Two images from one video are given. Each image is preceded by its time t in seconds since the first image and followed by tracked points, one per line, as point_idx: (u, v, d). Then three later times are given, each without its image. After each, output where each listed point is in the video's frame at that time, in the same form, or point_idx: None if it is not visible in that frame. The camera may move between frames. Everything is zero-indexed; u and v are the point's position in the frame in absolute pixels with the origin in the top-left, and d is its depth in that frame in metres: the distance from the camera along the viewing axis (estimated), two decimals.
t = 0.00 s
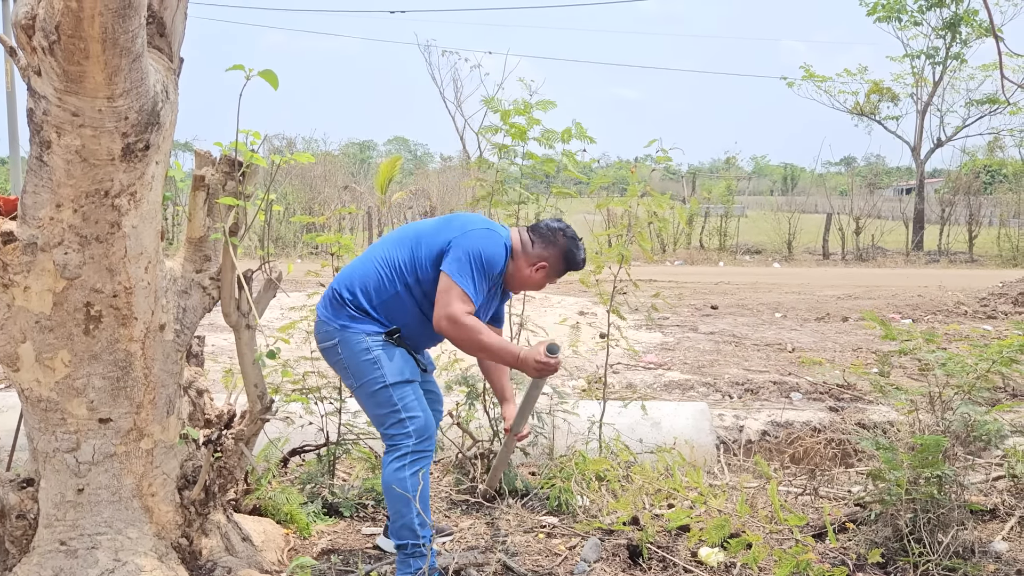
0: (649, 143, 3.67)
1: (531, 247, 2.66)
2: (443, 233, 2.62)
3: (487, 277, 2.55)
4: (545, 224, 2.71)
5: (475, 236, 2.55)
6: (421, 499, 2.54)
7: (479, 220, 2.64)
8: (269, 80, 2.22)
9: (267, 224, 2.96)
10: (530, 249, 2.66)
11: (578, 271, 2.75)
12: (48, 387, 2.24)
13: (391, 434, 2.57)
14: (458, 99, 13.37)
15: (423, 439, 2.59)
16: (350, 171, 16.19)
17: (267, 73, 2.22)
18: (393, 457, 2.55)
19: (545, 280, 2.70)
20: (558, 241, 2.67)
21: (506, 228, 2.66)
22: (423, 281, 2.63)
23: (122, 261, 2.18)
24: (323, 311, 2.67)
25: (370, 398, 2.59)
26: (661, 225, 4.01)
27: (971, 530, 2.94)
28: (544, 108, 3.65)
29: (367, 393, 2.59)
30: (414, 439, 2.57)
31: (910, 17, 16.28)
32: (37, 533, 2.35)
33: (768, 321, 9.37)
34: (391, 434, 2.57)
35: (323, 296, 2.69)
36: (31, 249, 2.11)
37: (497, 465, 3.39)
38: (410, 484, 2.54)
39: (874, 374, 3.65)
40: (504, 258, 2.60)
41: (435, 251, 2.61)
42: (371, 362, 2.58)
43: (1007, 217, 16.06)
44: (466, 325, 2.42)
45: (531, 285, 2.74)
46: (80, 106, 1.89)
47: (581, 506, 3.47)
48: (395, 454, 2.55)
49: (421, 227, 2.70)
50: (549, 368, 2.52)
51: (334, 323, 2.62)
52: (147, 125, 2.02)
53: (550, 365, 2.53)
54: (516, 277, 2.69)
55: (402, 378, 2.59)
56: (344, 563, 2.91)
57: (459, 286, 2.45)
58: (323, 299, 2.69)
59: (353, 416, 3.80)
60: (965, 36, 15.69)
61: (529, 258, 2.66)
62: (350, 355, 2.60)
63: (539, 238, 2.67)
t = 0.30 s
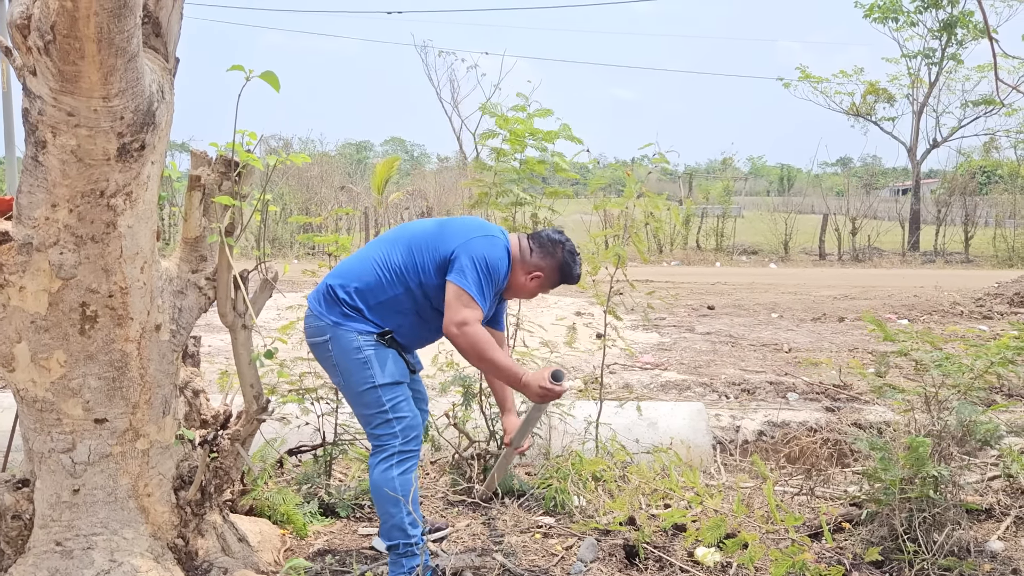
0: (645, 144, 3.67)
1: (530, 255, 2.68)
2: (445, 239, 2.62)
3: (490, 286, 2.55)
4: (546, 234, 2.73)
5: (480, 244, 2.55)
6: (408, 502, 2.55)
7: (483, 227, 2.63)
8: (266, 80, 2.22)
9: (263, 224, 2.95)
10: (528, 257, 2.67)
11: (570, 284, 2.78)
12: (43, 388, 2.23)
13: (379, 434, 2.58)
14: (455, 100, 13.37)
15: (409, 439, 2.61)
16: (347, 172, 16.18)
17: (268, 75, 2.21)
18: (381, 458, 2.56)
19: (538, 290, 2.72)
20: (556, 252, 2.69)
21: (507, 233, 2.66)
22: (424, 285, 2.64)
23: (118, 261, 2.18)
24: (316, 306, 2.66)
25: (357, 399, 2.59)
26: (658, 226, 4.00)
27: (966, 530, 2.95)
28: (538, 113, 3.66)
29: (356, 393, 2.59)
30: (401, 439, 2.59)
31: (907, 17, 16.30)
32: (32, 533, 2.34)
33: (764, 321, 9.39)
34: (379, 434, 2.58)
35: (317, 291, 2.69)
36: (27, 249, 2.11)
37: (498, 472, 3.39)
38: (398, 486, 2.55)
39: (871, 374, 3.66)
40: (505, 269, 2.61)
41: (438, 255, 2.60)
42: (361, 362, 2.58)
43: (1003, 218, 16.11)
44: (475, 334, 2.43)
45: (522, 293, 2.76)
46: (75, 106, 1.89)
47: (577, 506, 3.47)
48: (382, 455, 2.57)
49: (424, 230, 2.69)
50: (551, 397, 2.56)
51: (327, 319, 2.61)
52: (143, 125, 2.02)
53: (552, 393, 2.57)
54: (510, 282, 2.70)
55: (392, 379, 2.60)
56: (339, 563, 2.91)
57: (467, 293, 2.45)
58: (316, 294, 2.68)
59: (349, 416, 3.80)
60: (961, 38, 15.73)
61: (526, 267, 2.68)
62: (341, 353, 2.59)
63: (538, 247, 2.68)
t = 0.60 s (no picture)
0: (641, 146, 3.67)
1: (535, 289, 2.69)
2: (460, 266, 2.61)
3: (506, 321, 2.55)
4: (554, 270, 2.73)
5: (499, 279, 2.54)
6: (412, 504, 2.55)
7: (505, 262, 2.62)
8: (264, 81, 2.22)
9: (258, 224, 2.95)
10: (532, 292, 2.69)
11: (571, 325, 2.78)
12: (38, 389, 2.22)
13: (384, 437, 2.57)
14: (451, 100, 13.37)
15: (418, 442, 2.60)
16: (342, 172, 16.16)
17: (260, 72, 2.21)
18: (388, 460, 2.56)
19: (538, 325, 2.73)
20: (561, 291, 2.69)
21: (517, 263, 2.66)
22: (431, 306, 2.63)
23: (113, 261, 2.17)
24: (314, 310, 2.66)
25: (359, 402, 2.59)
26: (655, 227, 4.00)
27: (961, 529, 2.96)
28: (526, 110, 3.65)
29: (357, 395, 2.58)
30: (408, 442, 2.57)
31: (901, 18, 16.36)
32: (27, 535, 2.34)
33: (760, 321, 9.40)
34: (384, 436, 2.57)
35: (317, 295, 2.69)
36: (22, 250, 2.10)
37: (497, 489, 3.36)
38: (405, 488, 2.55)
39: (866, 374, 3.66)
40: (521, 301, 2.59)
41: (452, 283, 2.59)
42: (361, 365, 2.57)
43: (998, 218, 16.16)
44: (501, 379, 2.42)
45: (523, 325, 2.77)
46: (70, 106, 1.89)
47: (573, 506, 3.47)
48: (388, 457, 2.57)
49: (438, 251, 2.68)
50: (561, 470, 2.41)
51: (322, 323, 2.62)
52: (138, 125, 2.01)
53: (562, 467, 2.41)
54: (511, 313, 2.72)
55: (393, 380, 2.58)
56: (335, 564, 2.91)
57: (491, 333, 2.45)
58: (316, 298, 2.68)
59: (345, 416, 3.80)
60: (956, 39, 15.79)
61: (528, 301, 2.69)
62: (338, 357, 2.59)
63: (544, 283, 2.69)
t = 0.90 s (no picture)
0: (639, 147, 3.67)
1: (523, 292, 2.70)
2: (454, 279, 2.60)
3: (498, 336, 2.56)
4: (541, 270, 2.74)
5: (493, 296, 2.54)
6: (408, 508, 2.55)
7: (498, 276, 2.61)
8: (259, 80, 2.21)
9: (253, 224, 2.94)
10: (521, 295, 2.70)
11: (565, 322, 2.78)
12: (31, 389, 2.21)
13: (381, 441, 2.57)
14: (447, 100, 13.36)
15: (414, 447, 2.60)
16: (337, 172, 16.13)
17: (256, 73, 2.21)
18: (386, 466, 2.55)
19: (530, 326, 2.74)
20: (549, 290, 2.69)
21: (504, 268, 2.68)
22: (424, 317, 2.64)
23: (107, 261, 2.16)
24: (303, 316, 2.65)
25: (354, 407, 2.58)
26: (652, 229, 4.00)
27: (956, 528, 2.97)
28: (535, 111, 3.68)
29: (352, 400, 2.57)
30: (405, 447, 2.57)
31: (896, 20, 16.42)
32: (21, 536, 2.32)
33: (755, 322, 9.42)
34: (381, 442, 2.57)
35: (305, 301, 2.67)
36: (15, 249, 2.09)
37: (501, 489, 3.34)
38: (401, 491, 2.54)
39: (861, 374, 3.66)
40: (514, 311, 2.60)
41: (446, 296, 2.60)
42: (353, 370, 2.56)
43: (991, 219, 16.21)
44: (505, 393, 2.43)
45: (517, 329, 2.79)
46: (64, 105, 1.88)
47: (569, 507, 3.47)
48: (385, 461, 2.56)
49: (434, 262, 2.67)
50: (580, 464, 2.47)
51: (312, 329, 2.60)
52: (132, 124, 2.01)
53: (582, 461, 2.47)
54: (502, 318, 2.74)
55: (388, 383, 2.58)
56: (330, 565, 2.91)
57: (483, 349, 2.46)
58: (304, 303, 2.67)
59: (340, 417, 3.79)
60: (950, 39, 15.84)
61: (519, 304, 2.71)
62: (330, 363, 2.58)
63: (532, 284, 2.69)
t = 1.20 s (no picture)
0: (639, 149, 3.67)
1: (501, 223, 2.71)
2: (415, 235, 2.58)
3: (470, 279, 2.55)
4: (514, 198, 2.74)
5: (453, 239, 2.50)
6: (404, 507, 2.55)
7: (455, 218, 2.57)
8: (254, 80, 2.20)
9: (248, 223, 2.93)
10: (502, 226, 2.71)
11: (549, 246, 2.80)
12: (25, 390, 2.20)
13: (377, 441, 2.57)
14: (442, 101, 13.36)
15: (409, 446, 2.60)
16: (333, 172, 16.11)
17: (251, 72, 2.20)
18: (381, 465, 2.56)
19: (517, 256, 2.76)
20: (529, 217, 2.71)
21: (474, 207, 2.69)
22: (399, 285, 2.62)
23: (101, 261, 2.16)
24: (295, 319, 2.63)
25: (350, 408, 2.58)
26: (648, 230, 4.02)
27: (951, 528, 2.98)
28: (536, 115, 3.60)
29: (348, 401, 2.58)
30: (400, 446, 2.57)
31: (890, 20, 16.49)
32: (14, 537, 2.31)
33: (750, 321, 9.45)
34: (377, 441, 2.57)
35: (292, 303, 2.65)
36: (8, 249, 2.08)
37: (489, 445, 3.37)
38: (398, 490, 2.55)
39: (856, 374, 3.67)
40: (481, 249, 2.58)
41: (412, 255, 2.58)
42: (349, 371, 2.56)
43: (985, 219, 16.27)
44: (470, 329, 2.46)
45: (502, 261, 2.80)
46: (57, 105, 1.87)
47: (565, 507, 3.47)
48: (381, 461, 2.57)
49: (394, 224, 2.64)
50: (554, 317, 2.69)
51: (307, 332, 2.60)
52: (126, 124, 2.00)
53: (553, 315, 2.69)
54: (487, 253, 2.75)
55: (384, 383, 2.57)
56: (326, 565, 2.90)
57: (447, 294, 2.46)
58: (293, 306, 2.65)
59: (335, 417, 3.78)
60: (944, 41, 15.91)
61: (502, 236, 2.71)
62: (327, 365, 2.58)
63: (510, 214, 2.71)
